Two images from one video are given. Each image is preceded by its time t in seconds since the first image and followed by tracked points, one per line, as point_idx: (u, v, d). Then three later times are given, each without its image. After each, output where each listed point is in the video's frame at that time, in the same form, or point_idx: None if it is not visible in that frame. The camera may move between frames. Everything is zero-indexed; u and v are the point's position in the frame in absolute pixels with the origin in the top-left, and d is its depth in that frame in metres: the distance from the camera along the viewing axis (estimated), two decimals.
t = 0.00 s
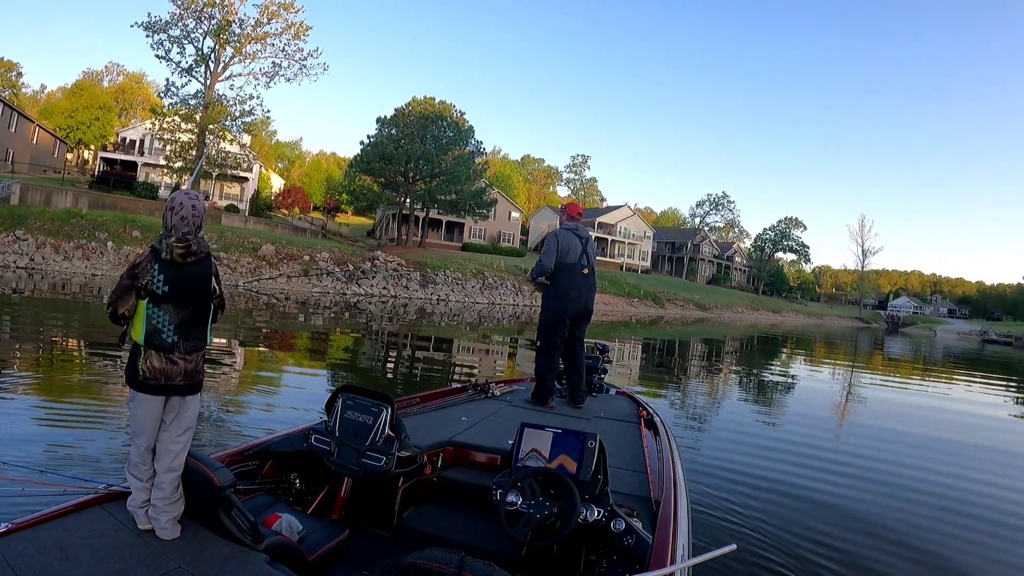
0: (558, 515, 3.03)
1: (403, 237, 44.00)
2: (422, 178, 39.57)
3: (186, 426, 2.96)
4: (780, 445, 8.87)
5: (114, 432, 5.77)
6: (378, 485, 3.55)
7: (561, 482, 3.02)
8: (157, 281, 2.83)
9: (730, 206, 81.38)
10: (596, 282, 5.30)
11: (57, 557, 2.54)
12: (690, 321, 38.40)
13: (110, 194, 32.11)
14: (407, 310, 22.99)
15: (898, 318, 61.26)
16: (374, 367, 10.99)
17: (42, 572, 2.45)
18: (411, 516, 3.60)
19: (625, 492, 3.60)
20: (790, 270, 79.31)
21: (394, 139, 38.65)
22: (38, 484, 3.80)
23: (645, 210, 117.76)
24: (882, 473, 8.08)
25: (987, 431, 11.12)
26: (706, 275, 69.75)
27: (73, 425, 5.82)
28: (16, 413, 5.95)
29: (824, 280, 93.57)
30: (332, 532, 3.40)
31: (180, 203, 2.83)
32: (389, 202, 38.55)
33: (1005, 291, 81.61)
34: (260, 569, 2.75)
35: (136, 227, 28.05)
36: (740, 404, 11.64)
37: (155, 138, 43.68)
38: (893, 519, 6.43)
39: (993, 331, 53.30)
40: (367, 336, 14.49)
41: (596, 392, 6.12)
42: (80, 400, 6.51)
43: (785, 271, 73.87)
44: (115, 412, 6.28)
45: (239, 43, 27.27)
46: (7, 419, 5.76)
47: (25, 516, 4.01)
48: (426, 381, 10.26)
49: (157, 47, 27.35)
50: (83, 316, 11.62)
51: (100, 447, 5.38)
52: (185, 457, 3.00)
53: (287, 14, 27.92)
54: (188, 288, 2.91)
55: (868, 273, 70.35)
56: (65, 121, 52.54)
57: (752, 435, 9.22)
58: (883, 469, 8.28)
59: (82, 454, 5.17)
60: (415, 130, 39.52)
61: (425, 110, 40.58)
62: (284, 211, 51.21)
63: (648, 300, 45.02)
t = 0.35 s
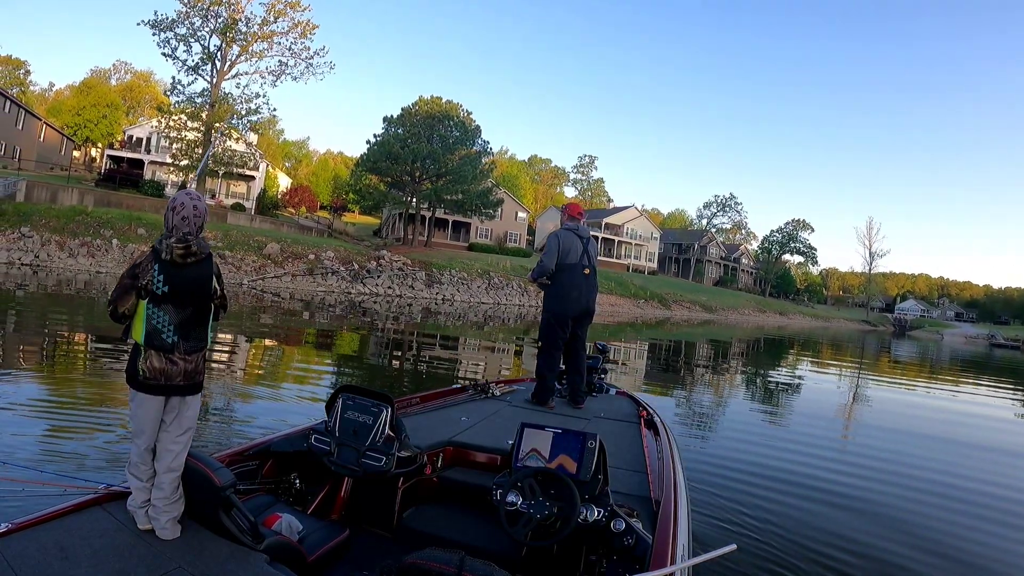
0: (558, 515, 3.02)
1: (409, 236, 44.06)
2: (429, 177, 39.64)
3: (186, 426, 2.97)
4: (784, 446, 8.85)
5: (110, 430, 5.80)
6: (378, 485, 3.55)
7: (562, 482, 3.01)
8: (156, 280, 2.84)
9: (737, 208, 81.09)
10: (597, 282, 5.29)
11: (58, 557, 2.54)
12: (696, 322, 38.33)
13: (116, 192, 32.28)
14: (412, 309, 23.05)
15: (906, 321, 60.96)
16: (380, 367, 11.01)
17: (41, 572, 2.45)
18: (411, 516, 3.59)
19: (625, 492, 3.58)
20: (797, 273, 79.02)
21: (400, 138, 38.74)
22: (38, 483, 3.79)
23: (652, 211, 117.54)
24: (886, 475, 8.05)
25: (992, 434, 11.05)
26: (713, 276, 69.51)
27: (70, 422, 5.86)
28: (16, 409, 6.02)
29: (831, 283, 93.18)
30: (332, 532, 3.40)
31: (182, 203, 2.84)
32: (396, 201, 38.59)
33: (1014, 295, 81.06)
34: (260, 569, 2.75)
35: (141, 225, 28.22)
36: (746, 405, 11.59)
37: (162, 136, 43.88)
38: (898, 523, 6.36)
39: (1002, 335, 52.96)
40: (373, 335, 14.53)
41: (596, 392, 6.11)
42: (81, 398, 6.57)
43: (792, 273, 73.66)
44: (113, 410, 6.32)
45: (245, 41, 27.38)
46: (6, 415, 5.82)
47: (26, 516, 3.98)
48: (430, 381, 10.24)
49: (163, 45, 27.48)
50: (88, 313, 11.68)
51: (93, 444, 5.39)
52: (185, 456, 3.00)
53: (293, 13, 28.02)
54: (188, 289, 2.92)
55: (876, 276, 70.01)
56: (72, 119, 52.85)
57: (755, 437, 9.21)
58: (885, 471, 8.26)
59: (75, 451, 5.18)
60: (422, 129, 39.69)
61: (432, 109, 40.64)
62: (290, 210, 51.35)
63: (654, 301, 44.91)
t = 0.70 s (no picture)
0: (558, 515, 3.01)
1: (414, 238, 44.12)
2: (434, 179, 39.71)
3: (186, 426, 2.98)
4: (790, 447, 8.80)
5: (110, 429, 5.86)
6: (379, 485, 3.55)
7: (562, 481, 3.00)
8: (155, 281, 2.84)
9: (744, 209, 80.83)
10: (597, 281, 5.29)
11: (57, 557, 2.55)
12: (703, 323, 38.21)
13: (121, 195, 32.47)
14: (417, 311, 23.05)
15: (913, 322, 60.63)
16: (386, 368, 11.03)
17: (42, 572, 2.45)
18: (411, 516, 3.59)
19: (626, 492, 3.57)
20: (804, 274, 78.68)
21: (405, 140, 38.83)
22: (39, 482, 3.80)
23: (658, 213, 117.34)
24: (893, 476, 7.99)
25: (1001, 435, 10.95)
26: (719, 277, 69.30)
27: (71, 421, 5.93)
28: (20, 407, 6.11)
29: (838, 284, 92.79)
30: (333, 533, 3.40)
31: (181, 203, 2.86)
32: (401, 203, 38.66)
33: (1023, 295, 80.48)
34: (261, 569, 2.75)
35: (145, 227, 28.36)
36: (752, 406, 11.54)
37: (167, 139, 44.11)
38: (904, 525, 6.28)
39: (1010, 336, 52.59)
40: (378, 337, 14.56)
41: (597, 392, 6.10)
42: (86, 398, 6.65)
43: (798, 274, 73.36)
44: (114, 409, 6.37)
45: (249, 43, 27.49)
46: (9, 413, 5.90)
47: (26, 516, 3.99)
48: (434, 383, 10.22)
49: (167, 48, 27.60)
50: (92, 315, 11.74)
51: (92, 442, 5.45)
52: (185, 457, 3.01)
53: (297, 15, 28.09)
54: (187, 289, 2.92)
55: (883, 277, 69.65)
56: (78, 122, 53.21)
57: (761, 438, 9.16)
58: (893, 472, 8.19)
59: (69, 451, 5.19)
60: (427, 131, 39.83)
61: (436, 110, 40.72)
62: (296, 212, 51.53)
63: (660, 302, 44.81)
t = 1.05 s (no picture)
0: (558, 515, 3.00)
1: (419, 240, 44.20)
2: (439, 181, 39.78)
3: (186, 426, 2.98)
4: (798, 446, 8.77)
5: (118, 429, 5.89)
6: (379, 486, 3.55)
7: (561, 481, 3.00)
8: (155, 280, 2.85)
9: (750, 208, 80.56)
10: (597, 280, 5.28)
11: (57, 557, 2.56)
12: (710, 324, 38.08)
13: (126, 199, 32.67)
14: (422, 313, 23.11)
15: (920, 321, 60.31)
16: (392, 371, 11.05)
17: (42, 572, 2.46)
18: (411, 516, 3.59)
19: (626, 492, 3.56)
20: (811, 273, 78.36)
21: (409, 142, 38.91)
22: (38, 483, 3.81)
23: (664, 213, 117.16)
24: (902, 476, 7.95)
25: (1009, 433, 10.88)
26: (726, 277, 69.09)
27: (75, 421, 5.98)
28: (23, 408, 6.16)
29: (845, 283, 92.42)
30: (333, 533, 3.41)
31: (179, 203, 2.87)
32: (406, 205, 38.72)
33: None
34: (261, 569, 2.76)
35: (150, 231, 28.54)
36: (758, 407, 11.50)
37: (171, 143, 44.36)
38: (916, 527, 6.17)
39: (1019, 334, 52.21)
40: (384, 339, 14.59)
41: (596, 392, 6.09)
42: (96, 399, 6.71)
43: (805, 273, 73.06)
44: (114, 410, 6.39)
45: (251, 46, 27.63)
46: (13, 413, 5.98)
47: (27, 516, 4.02)
48: (439, 385, 10.22)
49: (170, 51, 27.73)
50: (96, 318, 11.81)
51: (90, 443, 5.48)
52: (185, 457, 3.02)
53: (300, 17, 28.23)
54: (186, 288, 2.93)
55: (890, 276, 69.30)
56: (83, 127, 53.60)
57: (768, 438, 9.13)
58: (902, 471, 8.15)
59: (68, 451, 5.23)
60: (431, 133, 39.95)
61: (441, 112, 40.83)
62: (301, 215, 51.73)
63: (666, 303, 44.73)
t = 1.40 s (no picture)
0: (558, 515, 3.00)
1: (424, 240, 44.23)
2: (444, 181, 39.78)
3: (187, 425, 2.99)
4: (807, 446, 8.77)
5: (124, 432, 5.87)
6: (379, 485, 3.56)
7: (561, 481, 2.99)
8: (157, 279, 2.86)
9: (756, 209, 80.24)
10: (598, 281, 5.26)
11: (58, 557, 2.57)
12: (716, 325, 37.94)
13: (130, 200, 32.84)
14: (426, 314, 23.13)
15: (927, 322, 59.97)
16: (396, 371, 11.07)
17: (43, 572, 2.47)
18: (411, 516, 3.59)
19: (627, 492, 3.55)
20: (817, 273, 78.04)
21: (414, 143, 38.94)
22: (39, 483, 3.83)
23: (670, 214, 116.92)
24: (912, 475, 7.95)
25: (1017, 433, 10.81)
26: (732, 278, 68.87)
27: (75, 420, 6.01)
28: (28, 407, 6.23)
29: (852, 284, 92.01)
30: (333, 532, 3.41)
31: (181, 202, 2.87)
32: (411, 206, 38.75)
33: None
34: (261, 569, 2.76)
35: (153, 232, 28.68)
36: (765, 407, 11.45)
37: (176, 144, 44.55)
38: (926, 529, 6.13)
39: None
40: (388, 340, 14.61)
41: (596, 392, 6.07)
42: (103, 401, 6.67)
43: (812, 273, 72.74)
44: (112, 410, 6.41)
45: (256, 46, 27.73)
46: (17, 412, 6.03)
47: (29, 514, 4.05)
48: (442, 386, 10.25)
49: (175, 52, 27.87)
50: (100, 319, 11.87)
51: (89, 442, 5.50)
52: (186, 456, 3.03)
53: (304, 17, 28.32)
54: (187, 288, 2.94)
55: (897, 276, 68.95)
56: (89, 128, 53.97)
57: (777, 438, 9.14)
58: (911, 470, 8.15)
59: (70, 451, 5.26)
60: (436, 133, 39.99)
61: (446, 112, 40.89)
62: (307, 216, 51.89)
63: (672, 304, 44.63)
